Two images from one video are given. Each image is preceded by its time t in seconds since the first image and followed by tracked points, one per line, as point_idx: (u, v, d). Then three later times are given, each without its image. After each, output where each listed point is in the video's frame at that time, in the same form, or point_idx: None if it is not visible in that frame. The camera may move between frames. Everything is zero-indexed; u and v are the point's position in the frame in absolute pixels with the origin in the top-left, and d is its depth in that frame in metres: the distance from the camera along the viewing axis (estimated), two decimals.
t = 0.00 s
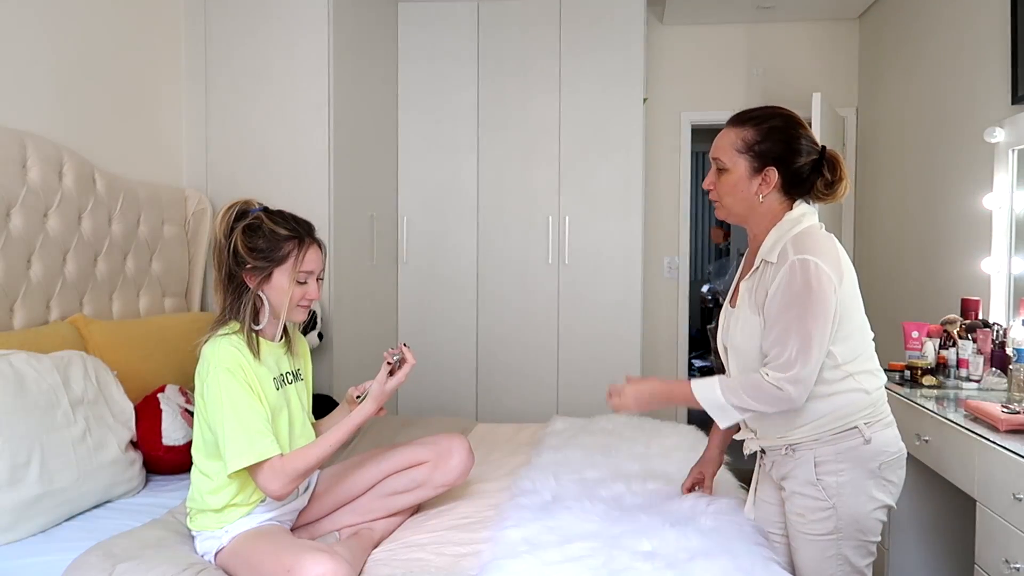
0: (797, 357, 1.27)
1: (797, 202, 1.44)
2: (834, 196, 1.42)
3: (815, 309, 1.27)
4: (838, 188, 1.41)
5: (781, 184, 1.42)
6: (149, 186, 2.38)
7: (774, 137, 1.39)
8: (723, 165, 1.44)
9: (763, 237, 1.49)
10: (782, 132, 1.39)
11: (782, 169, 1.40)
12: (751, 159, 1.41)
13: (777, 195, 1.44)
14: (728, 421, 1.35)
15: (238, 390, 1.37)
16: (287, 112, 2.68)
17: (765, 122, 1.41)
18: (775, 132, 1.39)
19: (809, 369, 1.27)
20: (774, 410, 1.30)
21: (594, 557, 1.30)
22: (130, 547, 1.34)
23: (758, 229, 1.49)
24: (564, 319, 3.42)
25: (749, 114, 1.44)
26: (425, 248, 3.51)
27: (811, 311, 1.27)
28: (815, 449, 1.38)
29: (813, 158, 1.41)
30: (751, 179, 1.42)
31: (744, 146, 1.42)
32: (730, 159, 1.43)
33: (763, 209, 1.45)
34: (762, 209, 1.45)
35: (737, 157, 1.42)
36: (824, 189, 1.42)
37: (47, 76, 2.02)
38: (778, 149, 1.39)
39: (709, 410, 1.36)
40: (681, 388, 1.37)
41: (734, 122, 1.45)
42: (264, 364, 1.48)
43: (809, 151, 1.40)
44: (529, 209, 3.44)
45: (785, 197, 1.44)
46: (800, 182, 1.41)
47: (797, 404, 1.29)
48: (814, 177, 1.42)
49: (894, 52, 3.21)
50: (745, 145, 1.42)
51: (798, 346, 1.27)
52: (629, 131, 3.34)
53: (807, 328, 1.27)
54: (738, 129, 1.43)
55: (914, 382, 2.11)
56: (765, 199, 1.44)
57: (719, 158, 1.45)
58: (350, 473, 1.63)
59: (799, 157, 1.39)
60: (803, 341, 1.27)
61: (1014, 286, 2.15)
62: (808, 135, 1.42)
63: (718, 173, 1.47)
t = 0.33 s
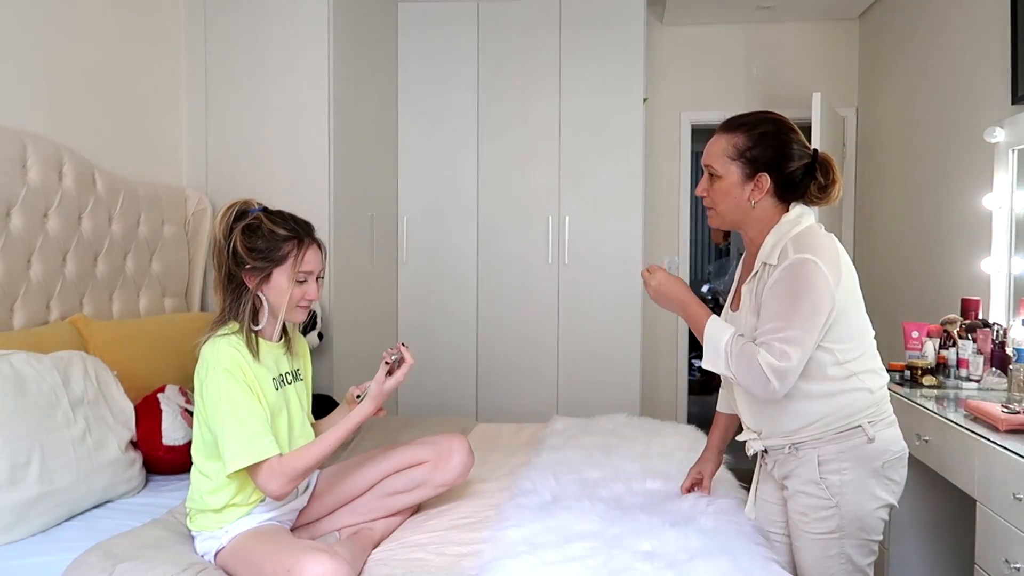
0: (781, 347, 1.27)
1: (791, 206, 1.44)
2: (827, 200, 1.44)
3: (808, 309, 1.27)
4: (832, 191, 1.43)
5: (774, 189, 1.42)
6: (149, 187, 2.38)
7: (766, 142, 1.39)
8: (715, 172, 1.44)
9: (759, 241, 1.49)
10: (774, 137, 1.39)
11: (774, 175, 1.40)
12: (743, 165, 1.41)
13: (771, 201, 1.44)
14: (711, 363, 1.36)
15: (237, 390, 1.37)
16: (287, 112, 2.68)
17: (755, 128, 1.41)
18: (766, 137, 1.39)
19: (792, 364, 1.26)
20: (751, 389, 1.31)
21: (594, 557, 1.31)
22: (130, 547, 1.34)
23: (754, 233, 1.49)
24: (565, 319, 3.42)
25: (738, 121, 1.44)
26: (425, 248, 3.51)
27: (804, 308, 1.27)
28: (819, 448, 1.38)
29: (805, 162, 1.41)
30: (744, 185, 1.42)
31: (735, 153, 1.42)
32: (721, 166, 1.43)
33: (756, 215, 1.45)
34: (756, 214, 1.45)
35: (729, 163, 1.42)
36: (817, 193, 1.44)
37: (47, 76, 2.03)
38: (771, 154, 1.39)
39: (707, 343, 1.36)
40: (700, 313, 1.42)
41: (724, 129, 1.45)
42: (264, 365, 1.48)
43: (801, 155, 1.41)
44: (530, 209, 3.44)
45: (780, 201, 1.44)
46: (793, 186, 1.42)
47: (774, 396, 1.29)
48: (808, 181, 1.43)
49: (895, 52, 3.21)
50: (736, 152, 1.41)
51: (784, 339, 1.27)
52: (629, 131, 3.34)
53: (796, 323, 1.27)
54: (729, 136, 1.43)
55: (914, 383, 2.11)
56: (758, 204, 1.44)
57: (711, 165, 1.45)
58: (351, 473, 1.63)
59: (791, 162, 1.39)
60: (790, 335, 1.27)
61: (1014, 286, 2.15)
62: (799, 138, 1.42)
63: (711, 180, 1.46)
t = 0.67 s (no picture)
0: (795, 359, 1.27)
1: (781, 211, 1.44)
2: (817, 205, 1.46)
3: (812, 316, 1.27)
4: (822, 197, 1.44)
5: (764, 197, 1.42)
6: (149, 187, 2.38)
7: (755, 150, 1.39)
8: (706, 181, 1.44)
9: (752, 248, 1.49)
10: (762, 144, 1.39)
11: (765, 182, 1.40)
12: (733, 173, 1.41)
13: (762, 208, 1.44)
14: (730, 380, 1.35)
15: (236, 391, 1.37)
16: (287, 112, 2.68)
17: (744, 135, 1.41)
18: (755, 144, 1.39)
19: (807, 375, 1.26)
20: (771, 402, 1.30)
21: (594, 557, 1.31)
22: (130, 547, 1.34)
23: (747, 239, 1.49)
24: (565, 319, 3.42)
25: (726, 128, 1.44)
26: (425, 248, 3.51)
27: (808, 317, 1.27)
28: (827, 447, 1.38)
29: (795, 168, 1.41)
30: (735, 193, 1.42)
31: (724, 161, 1.41)
32: (711, 174, 1.43)
33: (748, 222, 1.45)
34: (748, 221, 1.45)
35: (719, 172, 1.42)
36: (808, 198, 1.45)
37: (47, 76, 2.02)
38: (760, 162, 1.39)
39: (724, 359, 1.35)
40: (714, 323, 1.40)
41: (712, 137, 1.45)
42: (264, 366, 1.48)
43: (792, 161, 1.41)
44: (530, 209, 3.44)
45: (771, 207, 1.44)
46: (784, 192, 1.42)
47: (796, 408, 1.29)
48: (799, 186, 1.43)
49: (894, 52, 3.21)
50: (726, 160, 1.41)
51: (796, 350, 1.27)
52: (629, 131, 3.34)
53: (805, 333, 1.27)
54: (718, 144, 1.43)
55: (914, 382, 2.11)
56: (749, 212, 1.44)
57: (701, 173, 1.45)
58: (353, 473, 1.63)
59: (780, 168, 1.39)
60: (801, 346, 1.27)
61: (1014, 286, 2.15)
62: (788, 144, 1.42)
63: (702, 189, 1.46)
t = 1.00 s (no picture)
0: (807, 357, 1.26)
1: (778, 211, 1.45)
2: (815, 202, 1.45)
3: (819, 312, 1.27)
4: (819, 194, 1.44)
5: (762, 197, 1.42)
6: (149, 187, 2.38)
7: (751, 151, 1.39)
8: (702, 183, 1.44)
9: (750, 249, 1.49)
10: (759, 145, 1.39)
11: (762, 183, 1.41)
12: (729, 175, 1.41)
13: (759, 208, 1.44)
14: (746, 384, 1.34)
15: (236, 391, 1.37)
16: (287, 112, 2.68)
17: (739, 136, 1.41)
18: (751, 146, 1.39)
19: (822, 372, 1.25)
20: (789, 402, 1.29)
21: (594, 557, 1.31)
22: (130, 547, 1.34)
23: (746, 240, 1.49)
24: (564, 319, 3.42)
25: (721, 130, 1.44)
26: (425, 248, 3.51)
27: (815, 315, 1.27)
28: (823, 447, 1.38)
29: (792, 167, 1.41)
30: (732, 195, 1.42)
31: (720, 163, 1.41)
32: (708, 177, 1.42)
33: (746, 222, 1.45)
34: (745, 221, 1.45)
35: (715, 174, 1.42)
36: (805, 197, 1.45)
37: (48, 76, 2.03)
38: (757, 163, 1.39)
39: (739, 365, 1.33)
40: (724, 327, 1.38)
41: (707, 139, 1.45)
42: (264, 365, 1.49)
43: (787, 160, 1.41)
44: (530, 209, 3.44)
45: (768, 207, 1.44)
46: (780, 192, 1.42)
47: (816, 405, 1.28)
48: (795, 185, 1.43)
49: (894, 53, 3.21)
50: (722, 162, 1.41)
51: (809, 348, 1.27)
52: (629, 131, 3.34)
53: (814, 330, 1.27)
54: (713, 147, 1.43)
55: (914, 382, 2.11)
56: (747, 213, 1.44)
57: (698, 176, 1.44)
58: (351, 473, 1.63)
59: (777, 169, 1.39)
60: (813, 343, 1.27)
61: (1014, 286, 2.15)
62: (785, 144, 1.42)
63: (698, 191, 1.46)
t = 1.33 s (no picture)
0: (806, 360, 1.26)
1: (778, 211, 1.45)
2: (815, 201, 1.45)
3: (818, 314, 1.27)
4: (819, 193, 1.44)
5: (760, 197, 1.42)
6: (149, 187, 2.38)
7: (750, 151, 1.39)
8: (701, 184, 1.44)
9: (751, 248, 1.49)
10: (757, 146, 1.39)
11: (761, 183, 1.41)
12: (728, 176, 1.41)
13: (758, 208, 1.44)
14: (743, 389, 1.34)
15: (235, 392, 1.37)
16: (287, 112, 2.68)
17: (737, 137, 1.41)
18: (749, 146, 1.39)
19: (819, 375, 1.25)
20: (788, 405, 1.30)
21: (594, 557, 1.31)
22: (130, 547, 1.34)
23: (746, 240, 1.49)
24: (564, 319, 3.42)
25: (719, 130, 1.44)
26: (425, 248, 3.51)
27: (813, 318, 1.27)
28: (823, 448, 1.38)
29: (790, 167, 1.41)
30: (731, 195, 1.42)
31: (720, 164, 1.41)
32: (707, 177, 1.42)
33: (747, 222, 1.46)
34: (745, 222, 1.45)
35: (715, 175, 1.42)
36: (804, 196, 1.45)
37: (49, 76, 2.03)
38: (756, 163, 1.39)
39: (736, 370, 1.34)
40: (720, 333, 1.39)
41: (706, 141, 1.45)
42: (264, 365, 1.48)
43: (787, 159, 1.41)
44: (530, 209, 3.44)
45: (768, 207, 1.44)
46: (780, 192, 1.42)
47: (813, 408, 1.28)
48: (794, 185, 1.43)
49: (894, 53, 3.21)
50: (721, 163, 1.41)
51: (806, 351, 1.27)
52: (628, 131, 3.34)
53: (812, 333, 1.27)
54: (712, 147, 1.43)
55: (914, 382, 2.11)
56: (747, 212, 1.44)
57: (697, 176, 1.44)
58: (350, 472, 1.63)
59: (776, 168, 1.39)
60: (811, 347, 1.26)
61: (1014, 286, 2.15)
62: (783, 143, 1.41)
63: (698, 192, 1.46)
